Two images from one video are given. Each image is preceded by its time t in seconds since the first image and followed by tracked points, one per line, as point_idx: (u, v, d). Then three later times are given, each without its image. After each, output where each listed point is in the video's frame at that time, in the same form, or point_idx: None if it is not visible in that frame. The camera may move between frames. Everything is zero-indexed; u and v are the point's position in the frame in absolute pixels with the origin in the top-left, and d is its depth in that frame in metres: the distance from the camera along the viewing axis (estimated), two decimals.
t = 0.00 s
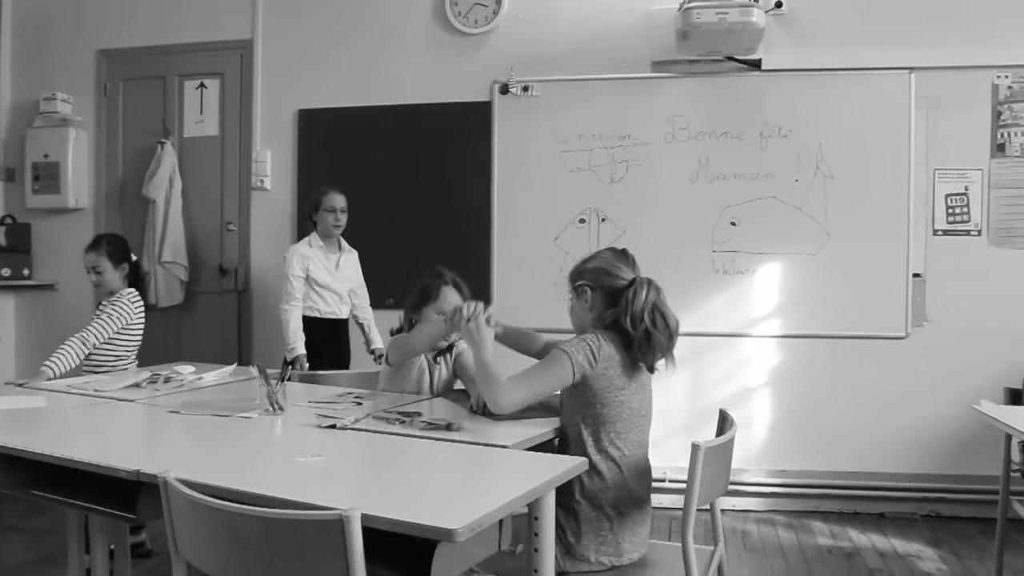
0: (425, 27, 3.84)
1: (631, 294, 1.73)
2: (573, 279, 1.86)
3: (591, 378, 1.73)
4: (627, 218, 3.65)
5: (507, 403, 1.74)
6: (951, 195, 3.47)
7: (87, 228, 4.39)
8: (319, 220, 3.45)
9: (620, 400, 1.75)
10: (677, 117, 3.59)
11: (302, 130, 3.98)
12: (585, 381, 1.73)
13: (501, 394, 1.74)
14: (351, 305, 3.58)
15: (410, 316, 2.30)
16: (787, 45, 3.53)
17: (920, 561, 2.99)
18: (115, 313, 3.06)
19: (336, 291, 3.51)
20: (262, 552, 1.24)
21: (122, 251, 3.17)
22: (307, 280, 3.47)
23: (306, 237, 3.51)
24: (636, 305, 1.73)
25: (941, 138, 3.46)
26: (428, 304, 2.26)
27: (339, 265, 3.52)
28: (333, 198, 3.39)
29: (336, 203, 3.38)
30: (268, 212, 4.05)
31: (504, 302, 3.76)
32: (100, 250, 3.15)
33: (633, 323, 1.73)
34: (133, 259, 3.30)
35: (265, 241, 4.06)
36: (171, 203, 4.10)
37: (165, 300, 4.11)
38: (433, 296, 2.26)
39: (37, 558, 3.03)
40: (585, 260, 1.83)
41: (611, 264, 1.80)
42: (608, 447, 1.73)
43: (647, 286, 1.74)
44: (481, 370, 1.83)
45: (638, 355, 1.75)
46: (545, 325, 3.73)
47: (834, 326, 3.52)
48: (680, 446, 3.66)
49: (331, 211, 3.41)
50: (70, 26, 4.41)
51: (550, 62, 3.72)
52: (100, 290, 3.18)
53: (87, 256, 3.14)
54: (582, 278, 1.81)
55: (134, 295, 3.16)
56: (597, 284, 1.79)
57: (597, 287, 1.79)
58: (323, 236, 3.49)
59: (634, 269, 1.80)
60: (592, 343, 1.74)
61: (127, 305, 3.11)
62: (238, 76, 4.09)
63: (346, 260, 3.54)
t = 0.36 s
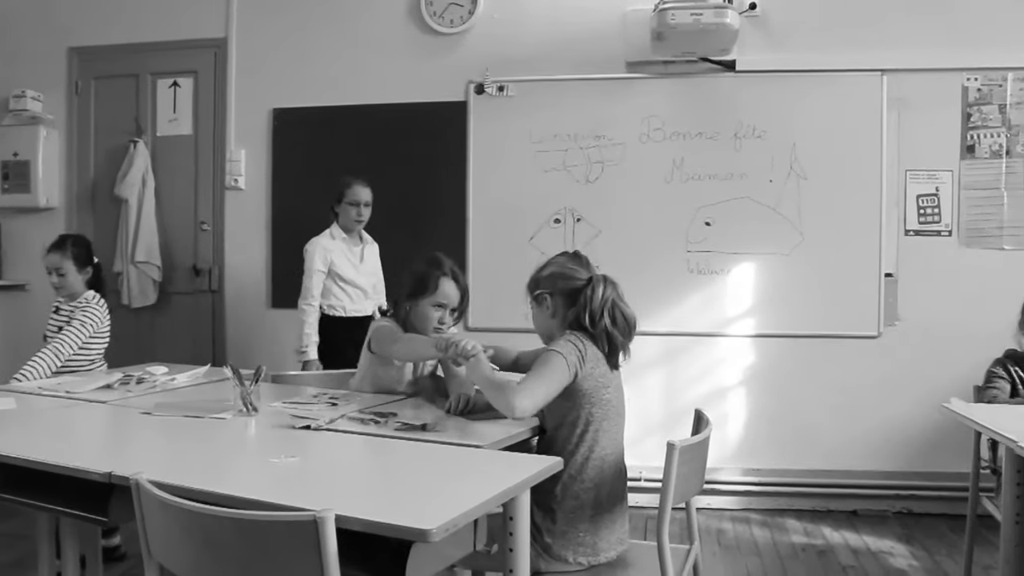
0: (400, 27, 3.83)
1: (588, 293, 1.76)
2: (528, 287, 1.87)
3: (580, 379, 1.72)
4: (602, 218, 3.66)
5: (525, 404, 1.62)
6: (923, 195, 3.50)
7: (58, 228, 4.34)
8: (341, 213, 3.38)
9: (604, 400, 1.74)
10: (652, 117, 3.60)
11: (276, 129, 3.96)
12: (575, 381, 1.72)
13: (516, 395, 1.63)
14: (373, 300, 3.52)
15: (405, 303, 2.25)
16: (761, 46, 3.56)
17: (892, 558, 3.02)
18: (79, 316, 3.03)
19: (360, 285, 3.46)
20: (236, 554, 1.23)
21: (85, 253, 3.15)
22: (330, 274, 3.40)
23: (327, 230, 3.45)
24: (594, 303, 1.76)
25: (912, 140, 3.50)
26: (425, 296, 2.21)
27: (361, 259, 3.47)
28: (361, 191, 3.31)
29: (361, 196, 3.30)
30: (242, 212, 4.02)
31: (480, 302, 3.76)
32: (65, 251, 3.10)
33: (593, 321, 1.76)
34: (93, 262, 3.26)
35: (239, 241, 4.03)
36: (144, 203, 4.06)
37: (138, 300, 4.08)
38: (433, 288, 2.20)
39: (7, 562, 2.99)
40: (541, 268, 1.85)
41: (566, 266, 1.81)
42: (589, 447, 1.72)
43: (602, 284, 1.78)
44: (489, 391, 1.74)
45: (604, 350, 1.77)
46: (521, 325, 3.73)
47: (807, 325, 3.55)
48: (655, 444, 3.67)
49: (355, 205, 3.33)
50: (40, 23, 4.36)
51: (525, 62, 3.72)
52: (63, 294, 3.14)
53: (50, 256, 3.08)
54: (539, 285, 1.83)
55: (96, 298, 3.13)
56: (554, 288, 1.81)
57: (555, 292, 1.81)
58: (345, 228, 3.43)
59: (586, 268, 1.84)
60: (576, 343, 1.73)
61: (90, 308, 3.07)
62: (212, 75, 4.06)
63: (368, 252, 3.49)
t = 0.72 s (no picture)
0: (379, 26, 3.82)
1: (556, 296, 1.75)
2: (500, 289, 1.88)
3: (544, 379, 1.72)
4: (581, 218, 3.66)
5: (478, 404, 1.69)
6: (899, 196, 3.53)
7: (33, 227, 4.28)
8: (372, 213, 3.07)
9: (571, 398, 1.75)
10: (631, 118, 3.61)
11: (254, 128, 3.94)
12: (537, 380, 1.72)
13: (469, 396, 1.69)
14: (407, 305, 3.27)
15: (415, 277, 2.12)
16: (739, 47, 3.58)
17: (869, 555, 3.04)
18: (39, 323, 2.84)
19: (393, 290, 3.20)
20: (213, 556, 1.22)
21: (45, 259, 2.94)
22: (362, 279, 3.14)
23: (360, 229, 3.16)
24: (561, 307, 1.74)
25: (888, 141, 3.53)
26: (434, 273, 2.06)
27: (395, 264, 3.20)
28: (393, 191, 3.01)
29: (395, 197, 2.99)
30: (220, 212, 4.00)
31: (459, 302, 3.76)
32: (24, 256, 2.88)
33: (561, 324, 1.74)
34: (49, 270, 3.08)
35: (217, 241, 4.01)
36: (121, 202, 4.03)
37: (114, 301, 4.05)
38: (446, 267, 2.05)
39: None
40: (511, 269, 1.85)
41: (536, 268, 1.81)
42: (560, 448, 1.73)
43: (572, 287, 1.76)
44: (448, 392, 1.80)
45: (570, 355, 1.75)
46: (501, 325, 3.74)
47: (785, 324, 3.57)
48: (634, 444, 3.68)
49: (388, 206, 3.03)
50: (15, 20, 4.31)
51: (505, 62, 3.73)
52: (15, 299, 2.88)
53: (6, 260, 2.84)
54: (507, 286, 1.83)
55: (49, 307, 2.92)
56: (521, 289, 1.81)
57: (523, 293, 1.81)
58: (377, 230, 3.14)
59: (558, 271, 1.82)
60: (538, 345, 1.73)
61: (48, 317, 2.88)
62: (190, 73, 4.03)
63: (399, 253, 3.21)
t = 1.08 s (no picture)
0: (342, 25, 3.80)
1: (507, 292, 1.76)
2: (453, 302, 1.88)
3: (511, 374, 1.73)
4: (545, 217, 3.67)
5: (459, 396, 1.68)
6: (858, 196, 3.58)
7: None
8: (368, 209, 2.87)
9: (537, 394, 1.75)
10: (594, 117, 3.63)
11: (215, 126, 3.90)
12: (505, 377, 1.73)
13: (449, 386, 1.68)
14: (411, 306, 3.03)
15: (401, 286, 2.06)
16: (701, 48, 3.61)
17: (829, 550, 3.09)
18: None
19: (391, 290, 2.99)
20: (172, 558, 1.21)
21: None
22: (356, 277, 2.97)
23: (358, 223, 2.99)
24: (513, 302, 1.75)
25: (847, 142, 3.58)
26: (421, 283, 2.01)
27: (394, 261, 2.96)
28: (391, 186, 2.79)
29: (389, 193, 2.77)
30: (180, 210, 3.95)
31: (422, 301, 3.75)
32: None
33: (514, 319, 1.76)
34: None
35: (178, 240, 3.96)
36: (79, 200, 3.96)
37: (72, 301, 3.99)
38: (434, 277, 2.00)
39: None
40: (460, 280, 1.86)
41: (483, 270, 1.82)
42: (530, 444, 1.72)
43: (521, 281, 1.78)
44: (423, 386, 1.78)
45: (531, 348, 1.76)
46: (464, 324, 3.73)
47: (746, 323, 3.61)
48: (597, 443, 3.70)
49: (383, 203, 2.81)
50: None
51: (468, 61, 3.72)
52: None
53: None
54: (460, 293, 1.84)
55: None
56: (474, 293, 1.81)
57: (475, 297, 1.81)
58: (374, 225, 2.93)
59: (507, 269, 1.84)
60: (499, 341, 1.74)
61: None
62: (149, 70, 3.98)
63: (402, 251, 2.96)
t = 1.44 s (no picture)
0: (314, 24, 3.79)
1: (484, 291, 1.76)
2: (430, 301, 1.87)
3: (491, 374, 1.72)
4: (517, 218, 3.67)
5: (447, 393, 1.65)
6: (828, 196, 3.62)
7: None
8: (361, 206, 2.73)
9: (517, 396, 1.75)
10: (567, 118, 3.64)
11: (185, 125, 3.86)
12: (486, 377, 1.73)
13: (434, 381, 1.65)
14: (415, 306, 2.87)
15: (383, 295, 2.04)
16: (673, 49, 3.62)
17: (800, 548, 3.11)
18: None
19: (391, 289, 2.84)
20: (140, 561, 1.20)
21: None
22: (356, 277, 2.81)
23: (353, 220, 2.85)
24: (490, 300, 1.75)
25: (817, 143, 3.61)
26: (404, 292, 1.99)
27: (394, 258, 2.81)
28: (385, 180, 2.66)
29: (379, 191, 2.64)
30: (149, 210, 3.91)
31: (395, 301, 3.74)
32: None
33: (491, 317, 1.76)
34: None
35: (148, 240, 3.92)
36: (46, 200, 3.90)
37: (38, 301, 3.92)
38: (418, 287, 1.98)
39: None
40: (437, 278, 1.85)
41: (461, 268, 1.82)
42: (507, 445, 1.72)
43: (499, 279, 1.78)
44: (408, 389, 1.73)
45: (508, 345, 1.76)
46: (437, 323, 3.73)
47: (717, 323, 3.63)
48: (570, 443, 3.70)
49: (375, 199, 2.67)
50: None
51: (441, 61, 3.72)
52: None
53: None
54: (437, 292, 1.83)
55: None
56: (452, 292, 1.81)
57: (453, 295, 1.81)
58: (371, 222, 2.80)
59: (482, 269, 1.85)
60: (481, 340, 1.73)
61: None
62: (118, 68, 3.93)
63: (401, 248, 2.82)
